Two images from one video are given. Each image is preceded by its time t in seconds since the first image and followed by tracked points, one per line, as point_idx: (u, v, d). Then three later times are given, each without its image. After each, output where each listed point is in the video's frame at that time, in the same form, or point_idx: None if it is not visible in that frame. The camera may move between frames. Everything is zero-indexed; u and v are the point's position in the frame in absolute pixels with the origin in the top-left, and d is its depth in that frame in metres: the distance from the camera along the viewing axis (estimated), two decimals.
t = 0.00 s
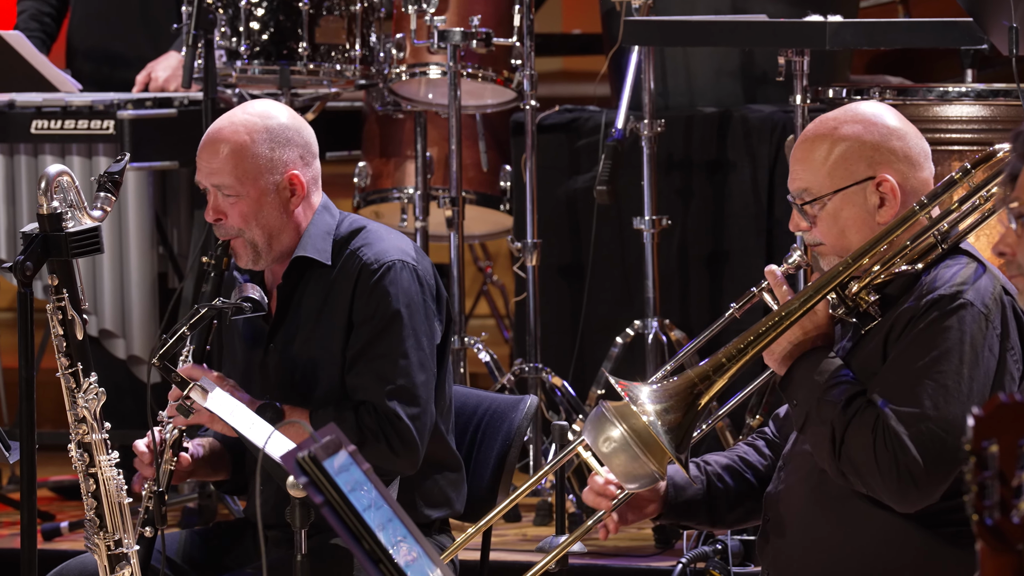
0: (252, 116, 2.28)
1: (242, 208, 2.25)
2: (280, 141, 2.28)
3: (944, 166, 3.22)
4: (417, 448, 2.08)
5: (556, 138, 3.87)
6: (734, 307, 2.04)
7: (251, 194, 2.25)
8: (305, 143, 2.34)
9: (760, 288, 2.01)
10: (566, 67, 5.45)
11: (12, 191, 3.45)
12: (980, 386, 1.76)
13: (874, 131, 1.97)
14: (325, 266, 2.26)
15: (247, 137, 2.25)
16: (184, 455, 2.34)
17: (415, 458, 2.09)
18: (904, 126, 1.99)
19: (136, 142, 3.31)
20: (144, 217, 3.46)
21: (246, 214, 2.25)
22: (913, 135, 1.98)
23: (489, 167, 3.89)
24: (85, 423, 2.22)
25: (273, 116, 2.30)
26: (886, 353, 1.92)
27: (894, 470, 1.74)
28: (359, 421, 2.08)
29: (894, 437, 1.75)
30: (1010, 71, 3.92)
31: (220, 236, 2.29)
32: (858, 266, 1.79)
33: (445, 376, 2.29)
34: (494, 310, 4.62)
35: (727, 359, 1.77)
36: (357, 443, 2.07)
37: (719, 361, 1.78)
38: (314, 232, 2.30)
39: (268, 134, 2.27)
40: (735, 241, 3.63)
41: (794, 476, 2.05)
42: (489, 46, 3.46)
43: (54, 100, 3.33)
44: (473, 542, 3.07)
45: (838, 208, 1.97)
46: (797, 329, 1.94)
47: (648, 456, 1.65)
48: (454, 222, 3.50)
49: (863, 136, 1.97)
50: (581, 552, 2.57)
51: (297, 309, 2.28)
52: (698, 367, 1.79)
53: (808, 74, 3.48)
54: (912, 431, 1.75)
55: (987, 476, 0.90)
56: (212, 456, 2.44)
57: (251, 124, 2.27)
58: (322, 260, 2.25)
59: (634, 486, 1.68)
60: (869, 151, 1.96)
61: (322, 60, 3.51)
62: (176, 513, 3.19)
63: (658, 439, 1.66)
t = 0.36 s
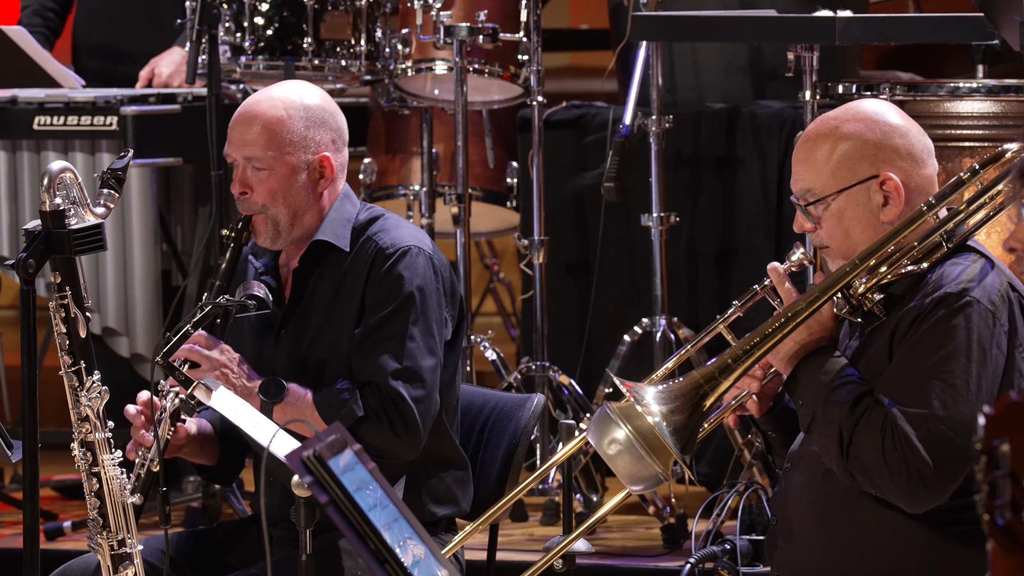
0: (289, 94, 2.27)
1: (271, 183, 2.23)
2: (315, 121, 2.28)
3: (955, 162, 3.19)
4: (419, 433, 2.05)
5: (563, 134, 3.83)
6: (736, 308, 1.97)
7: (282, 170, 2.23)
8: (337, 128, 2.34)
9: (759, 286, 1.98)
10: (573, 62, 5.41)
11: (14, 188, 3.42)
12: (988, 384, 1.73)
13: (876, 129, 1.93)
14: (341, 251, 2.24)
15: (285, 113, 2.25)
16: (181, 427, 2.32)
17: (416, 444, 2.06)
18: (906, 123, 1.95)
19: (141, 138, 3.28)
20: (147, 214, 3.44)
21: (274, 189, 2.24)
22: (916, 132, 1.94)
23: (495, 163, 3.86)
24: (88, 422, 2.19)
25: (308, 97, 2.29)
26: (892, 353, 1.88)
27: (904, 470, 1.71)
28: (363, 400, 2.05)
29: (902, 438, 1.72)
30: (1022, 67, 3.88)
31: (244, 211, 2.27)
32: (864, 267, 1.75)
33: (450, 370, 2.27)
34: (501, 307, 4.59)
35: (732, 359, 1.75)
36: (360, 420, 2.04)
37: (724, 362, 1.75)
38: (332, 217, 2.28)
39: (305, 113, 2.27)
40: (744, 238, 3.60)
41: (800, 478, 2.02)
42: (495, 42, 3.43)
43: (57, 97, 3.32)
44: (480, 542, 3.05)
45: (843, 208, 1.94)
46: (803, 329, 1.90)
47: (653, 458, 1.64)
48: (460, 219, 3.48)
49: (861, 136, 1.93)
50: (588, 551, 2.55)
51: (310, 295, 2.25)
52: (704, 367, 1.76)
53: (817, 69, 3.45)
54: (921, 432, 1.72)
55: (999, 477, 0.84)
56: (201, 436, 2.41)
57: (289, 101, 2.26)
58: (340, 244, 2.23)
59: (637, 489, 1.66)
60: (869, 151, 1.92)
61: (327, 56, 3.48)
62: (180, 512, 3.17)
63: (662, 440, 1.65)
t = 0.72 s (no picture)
0: (293, 96, 2.23)
1: (277, 188, 2.21)
2: (319, 124, 2.24)
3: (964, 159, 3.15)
4: (433, 441, 2.03)
5: (568, 131, 3.80)
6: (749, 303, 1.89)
7: (287, 174, 2.21)
8: (344, 129, 2.30)
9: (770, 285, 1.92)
10: (579, 58, 5.37)
11: (15, 186, 3.40)
12: (994, 382, 1.70)
13: (882, 126, 1.90)
14: (356, 253, 2.21)
15: (288, 117, 2.21)
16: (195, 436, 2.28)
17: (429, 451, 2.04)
18: (913, 120, 1.92)
19: (142, 135, 3.27)
20: (149, 212, 3.43)
21: (280, 194, 2.21)
22: (922, 128, 1.92)
23: (500, 161, 3.83)
24: (89, 422, 2.16)
25: (313, 99, 2.26)
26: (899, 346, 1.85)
27: (905, 461, 1.68)
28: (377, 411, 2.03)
29: (906, 429, 1.68)
30: None
31: (252, 217, 2.25)
32: (856, 240, 1.68)
33: (467, 375, 2.23)
34: (506, 305, 4.57)
35: (727, 327, 1.71)
36: (373, 431, 2.02)
37: (719, 332, 1.71)
38: (346, 219, 2.25)
39: (309, 116, 2.23)
40: (751, 235, 3.56)
41: (810, 475, 1.98)
42: (500, 38, 3.40)
43: (57, 93, 3.31)
44: (485, 542, 3.02)
45: (850, 205, 1.90)
46: (797, 308, 1.86)
47: (645, 426, 1.63)
48: (465, 217, 3.46)
49: (867, 133, 1.90)
50: (594, 552, 2.52)
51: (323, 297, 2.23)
52: (701, 338, 1.73)
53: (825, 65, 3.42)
54: (924, 424, 1.68)
55: (1007, 476, 0.77)
56: (220, 443, 2.37)
57: (292, 105, 2.22)
58: (354, 246, 2.21)
59: (631, 459, 1.66)
60: (877, 148, 1.89)
61: (330, 52, 3.45)
62: (182, 512, 3.15)
63: (656, 409, 1.64)
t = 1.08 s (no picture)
0: (295, 103, 2.21)
1: (289, 195, 2.17)
2: (324, 127, 2.22)
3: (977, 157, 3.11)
4: (471, 434, 2.02)
5: (578, 128, 3.78)
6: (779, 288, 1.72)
7: (298, 180, 2.17)
8: (347, 130, 2.28)
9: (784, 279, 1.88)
10: (588, 55, 5.34)
11: (19, 182, 3.39)
12: (1004, 381, 1.67)
13: (902, 122, 1.87)
14: (371, 252, 2.18)
15: (293, 123, 2.18)
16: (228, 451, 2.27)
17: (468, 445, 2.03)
18: (934, 117, 1.88)
19: (147, 133, 3.24)
20: (155, 209, 3.40)
21: (292, 202, 2.18)
22: (944, 127, 1.88)
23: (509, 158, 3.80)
24: (95, 421, 2.14)
25: (315, 103, 2.23)
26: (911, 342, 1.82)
27: (914, 456, 1.65)
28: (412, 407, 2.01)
29: (917, 424, 1.65)
30: None
31: (265, 227, 2.21)
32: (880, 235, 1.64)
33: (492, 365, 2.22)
34: (514, 303, 4.54)
35: (745, 322, 1.67)
36: (410, 430, 2.01)
37: (736, 325, 1.68)
38: (359, 219, 2.22)
39: (313, 120, 2.21)
40: (762, 233, 3.53)
41: (824, 473, 1.94)
42: (509, 34, 3.38)
43: (63, 90, 3.29)
44: (493, 543, 3.00)
45: (864, 199, 1.88)
46: (816, 301, 1.83)
47: (660, 419, 1.60)
48: (473, 215, 3.43)
49: (887, 127, 1.87)
50: (603, 553, 2.49)
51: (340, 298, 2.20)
52: (716, 333, 1.69)
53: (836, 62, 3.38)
54: (934, 419, 1.65)
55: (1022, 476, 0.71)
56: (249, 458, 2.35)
57: (295, 111, 2.20)
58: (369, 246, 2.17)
59: (645, 453, 1.62)
60: (896, 144, 1.86)
61: (337, 48, 3.43)
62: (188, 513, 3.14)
63: (671, 402, 1.61)
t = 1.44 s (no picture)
0: (320, 76, 2.22)
1: (304, 164, 2.18)
2: (346, 102, 2.22)
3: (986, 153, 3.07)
4: (457, 399, 1.96)
5: (583, 124, 3.75)
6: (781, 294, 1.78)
7: (314, 149, 2.18)
8: (371, 111, 2.28)
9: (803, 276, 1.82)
10: (594, 51, 5.31)
11: (19, 178, 3.40)
12: None
13: (930, 116, 1.84)
14: (380, 233, 2.16)
15: (315, 94, 2.19)
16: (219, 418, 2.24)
17: (452, 412, 1.97)
18: (961, 112, 1.86)
19: (149, 130, 3.22)
20: (156, 206, 3.39)
21: (307, 170, 2.18)
22: (971, 123, 1.86)
23: (514, 155, 3.78)
24: (97, 420, 2.12)
25: (341, 80, 2.24)
26: (928, 343, 1.79)
27: (932, 460, 1.63)
28: (400, 364, 1.97)
29: (935, 428, 1.63)
30: None
31: (278, 195, 2.22)
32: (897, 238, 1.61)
33: (491, 366, 2.19)
34: (519, 302, 4.52)
35: (761, 324, 1.65)
36: (393, 387, 1.95)
37: (751, 327, 1.65)
38: (372, 200, 2.20)
39: (336, 94, 2.22)
40: (769, 231, 3.50)
41: (835, 475, 1.92)
42: (514, 30, 3.35)
43: (64, 86, 3.26)
44: (498, 543, 2.97)
45: (886, 190, 1.85)
46: (835, 302, 1.80)
47: (673, 421, 1.59)
48: (478, 212, 3.41)
49: (915, 120, 1.84)
50: (609, 553, 2.46)
51: (349, 283, 2.17)
52: (732, 333, 1.67)
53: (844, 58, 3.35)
54: (953, 424, 1.63)
55: None
56: (242, 440, 2.33)
57: (319, 82, 2.21)
58: (379, 226, 2.16)
59: (658, 453, 1.61)
60: (922, 137, 1.84)
61: (341, 44, 3.41)
62: (190, 513, 3.12)
63: (685, 403, 1.59)
